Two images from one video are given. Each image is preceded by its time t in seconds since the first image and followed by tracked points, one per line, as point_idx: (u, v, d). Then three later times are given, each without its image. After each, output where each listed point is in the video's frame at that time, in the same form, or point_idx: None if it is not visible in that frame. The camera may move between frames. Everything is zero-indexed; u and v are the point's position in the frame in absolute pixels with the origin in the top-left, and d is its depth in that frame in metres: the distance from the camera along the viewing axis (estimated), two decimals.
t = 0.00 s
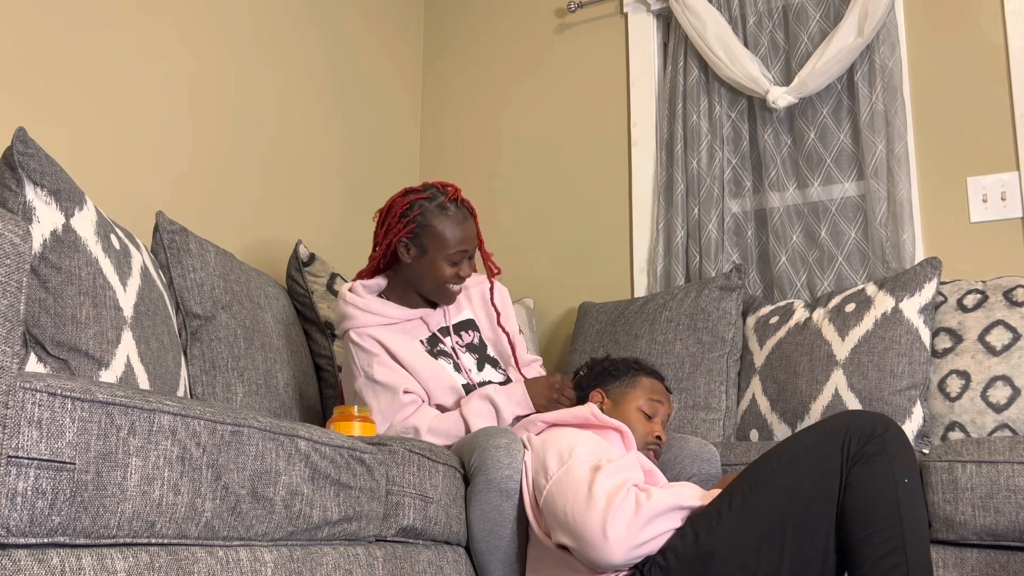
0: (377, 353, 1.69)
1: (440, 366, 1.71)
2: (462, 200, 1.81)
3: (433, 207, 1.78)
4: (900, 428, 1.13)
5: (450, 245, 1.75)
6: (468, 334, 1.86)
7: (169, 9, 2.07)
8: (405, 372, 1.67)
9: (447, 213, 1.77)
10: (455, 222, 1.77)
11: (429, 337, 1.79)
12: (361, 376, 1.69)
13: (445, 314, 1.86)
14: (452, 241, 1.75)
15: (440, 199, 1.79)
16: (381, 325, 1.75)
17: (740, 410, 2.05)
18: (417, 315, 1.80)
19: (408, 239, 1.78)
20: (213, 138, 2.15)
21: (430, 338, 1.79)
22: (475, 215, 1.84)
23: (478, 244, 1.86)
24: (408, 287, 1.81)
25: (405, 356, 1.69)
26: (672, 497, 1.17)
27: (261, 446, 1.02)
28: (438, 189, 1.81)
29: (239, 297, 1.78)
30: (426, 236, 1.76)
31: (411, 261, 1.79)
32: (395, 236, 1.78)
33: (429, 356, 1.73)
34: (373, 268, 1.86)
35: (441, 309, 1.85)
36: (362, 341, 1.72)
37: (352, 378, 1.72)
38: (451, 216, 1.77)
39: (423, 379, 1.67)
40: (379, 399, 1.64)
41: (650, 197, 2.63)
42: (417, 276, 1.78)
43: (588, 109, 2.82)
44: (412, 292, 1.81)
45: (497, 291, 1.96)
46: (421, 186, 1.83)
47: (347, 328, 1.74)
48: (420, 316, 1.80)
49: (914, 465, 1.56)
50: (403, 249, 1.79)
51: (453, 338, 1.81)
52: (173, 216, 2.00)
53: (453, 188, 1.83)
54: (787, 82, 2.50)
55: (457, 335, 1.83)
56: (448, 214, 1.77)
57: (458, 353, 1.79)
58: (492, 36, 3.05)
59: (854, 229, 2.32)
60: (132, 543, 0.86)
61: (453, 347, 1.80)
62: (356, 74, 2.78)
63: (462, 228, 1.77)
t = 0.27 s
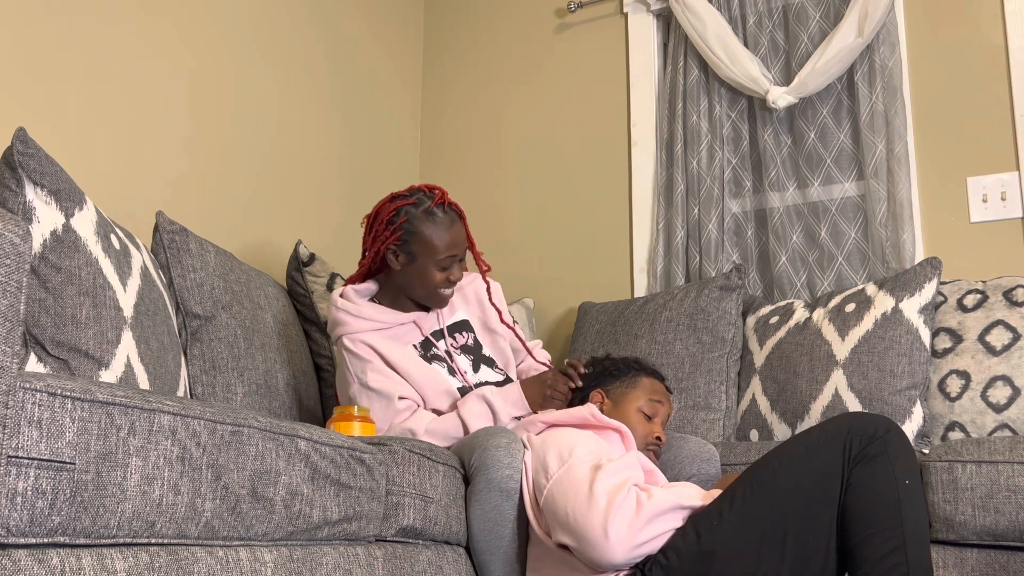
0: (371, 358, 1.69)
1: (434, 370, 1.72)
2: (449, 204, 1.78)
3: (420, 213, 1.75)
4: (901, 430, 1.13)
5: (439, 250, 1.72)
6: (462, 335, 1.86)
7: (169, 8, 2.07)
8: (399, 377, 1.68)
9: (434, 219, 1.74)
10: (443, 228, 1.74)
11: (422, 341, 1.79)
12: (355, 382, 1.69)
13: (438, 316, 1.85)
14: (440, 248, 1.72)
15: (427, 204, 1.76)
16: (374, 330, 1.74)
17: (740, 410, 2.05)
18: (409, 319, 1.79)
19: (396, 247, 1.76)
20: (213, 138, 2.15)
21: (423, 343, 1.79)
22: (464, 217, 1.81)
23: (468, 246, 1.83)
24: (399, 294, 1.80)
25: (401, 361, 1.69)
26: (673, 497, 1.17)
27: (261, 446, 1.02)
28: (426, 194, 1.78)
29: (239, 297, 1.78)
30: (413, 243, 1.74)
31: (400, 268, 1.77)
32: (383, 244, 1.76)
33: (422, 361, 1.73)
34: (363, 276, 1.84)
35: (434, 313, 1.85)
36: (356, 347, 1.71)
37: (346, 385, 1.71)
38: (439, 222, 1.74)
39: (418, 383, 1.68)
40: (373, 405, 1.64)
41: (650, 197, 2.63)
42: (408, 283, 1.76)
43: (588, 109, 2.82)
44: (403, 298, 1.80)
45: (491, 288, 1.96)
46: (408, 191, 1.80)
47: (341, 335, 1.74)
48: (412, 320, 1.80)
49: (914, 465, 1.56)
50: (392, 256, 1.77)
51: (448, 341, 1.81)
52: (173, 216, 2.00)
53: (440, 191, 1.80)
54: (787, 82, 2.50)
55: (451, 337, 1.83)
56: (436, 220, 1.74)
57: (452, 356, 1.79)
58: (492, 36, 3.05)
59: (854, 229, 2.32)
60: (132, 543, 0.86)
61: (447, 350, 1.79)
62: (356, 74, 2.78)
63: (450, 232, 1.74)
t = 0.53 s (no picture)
0: (370, 362, 1.70)
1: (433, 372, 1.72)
2: (444, 204, 1.75)
3: (414, 215, 1.73)
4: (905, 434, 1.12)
5: (434, 252, 1.70)
6: (461, 335, 1.84)
7: (169, 8, 2.07)
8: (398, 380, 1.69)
9: (427, 222, 1.72)
10: (437, 230, 1.72)
11: (420, 342, 1.78)
12: (355, 386, 1.70)
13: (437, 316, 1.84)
14: (434, 252, 1.70)
15: (421, 206, 1.74)
16: (373, 333, 1.75)
17: (740, 410, 2.05)
18: (408, 320, 1.79)
19: (391, 250, 1.75)
20: (213, 138, 2.15)
21: (422, 343, 1.78)
22: (460, 216, 1.78)
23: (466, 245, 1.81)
24: (397, 296, 1.79)
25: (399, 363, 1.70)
26: (674, 496, 1.17)
27: (261, 446, 1.02)
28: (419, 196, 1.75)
29: (239, 297, 1.78)
30: (408, 247, 1.72)
31: (396, 271, 1.76)
32: (379, 247, 1.75)
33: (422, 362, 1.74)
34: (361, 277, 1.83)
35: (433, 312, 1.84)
36: (355, 351, 1.73)
37: (346, 388, 1.73)
38: (433, 224, 1.72)
39: (416, 386, 1.68)
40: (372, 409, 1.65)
41: (650, 197, 2.63)
42: (405, 285, 1.75)
43: (588, 109, 2.81)
44: (401, 299, 1.79)
45: (486, 288, 1.95)
46: (402, 192, 1.78)
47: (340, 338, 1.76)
48: (411, 321, 1.79)
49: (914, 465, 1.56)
50: (388, 259, 1.76)
51: (446, 341, 1.80)
52: (173, 216, 2.00)
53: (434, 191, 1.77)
54: (787, 82, 2.50)
55: (449, 338, 1.81)
56: (430, 222, 1.72)
57: (451, 358, 1.77)
58: (492, 36, 3.05)
59: (854, 229, 2.32)
60: (132, 543, 0.86)
61: (445, 351, 1.78)
62: (356, 74, 2.78)
63: (446, 233, 1.72)
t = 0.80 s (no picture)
0: (371, 363, 1.70)
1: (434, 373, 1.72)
2: (445, 204, 1.74)
3: (415, 217, 1.72)
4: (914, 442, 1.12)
5: (436, 255, 1.69)
6: (462, 336, 1.84)
7: (169, 8, 2.07)
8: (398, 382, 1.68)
9: (428, 223, 1.70)
10: (439, 232, 1.70)
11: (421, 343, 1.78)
12: (356, 387, 1.70)
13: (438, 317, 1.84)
14: (436, 253, 1.69)
15: (422, 207, 1.72)
16: (373, 334, 1.75)
17: (740, 409, 2.05)
18: (409, 321, 1.78)
19: (392, 251, 1.74)
20: (213, 138, 2.15)
21: (423, 344, 1.78)
22: (462, 217, 1.77)
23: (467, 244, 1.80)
24: (399, 297, 1.79)
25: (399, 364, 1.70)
26: (679, 493, 1.17)
27: (261, 446, 1.02)
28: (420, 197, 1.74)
29: (239, 297, 1.78)
30: (409, 248, 1.71)
31: (398, 272, 1.75)
32: (380, 249, 1.73)
33: (422, 363, 1.73)
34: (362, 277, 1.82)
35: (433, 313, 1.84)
36: (355, 353, 1.73)
37: (347, 389, 1.73)
38: (434, 226, 1.70)
39: (417, 388, 1.68)
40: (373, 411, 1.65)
41: (650, 197, 2.63)
42: (407, 287, 1.74)
43: (588, 109, 2.82)
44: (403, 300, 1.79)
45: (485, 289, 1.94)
46: (403, 192, 1.76)
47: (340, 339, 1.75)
48: (412, 321, 1.79)
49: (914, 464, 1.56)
50: (389, 261, 1.75)
51: (447, 343, 1.80)
52: (173, 216, 2.00)
53: (435, 192, 1.75)
54: (787, 82, 2.50)
55: (450, 339, 1.82)
56: (431, 224, 1.70)
57: (452, 359, 1.78)
58: (492, 36, 3.05)
59: (854, 229, 2.32)
60: (132, 543, 0.86)
61: (446, 352, 1.78)
62: (356, 74, 2.78)
63: (448, 235, 1.70)
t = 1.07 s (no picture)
0: (373, 363, 1.70)
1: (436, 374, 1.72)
2: (446, 206, 1.72)
3: (415, 220, 1.71)
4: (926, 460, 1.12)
5: (438, 258, 1.68)
6: (465, 336, 1.84)
7: (169, 8, 2.07)
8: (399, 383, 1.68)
9: (428, 227, 1.69)
10: (439, 235, 1.69)
11: (424, 343, 1.78)
12: (357, 387, 1.71)
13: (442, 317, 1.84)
14: (436, 257, 1.68)
15: (422, 210, 1.71)
16: (375, 334, 1.75)
17: (740, 409, 2.05)
18: (411, 321, 1.79)
19: (394, 255, 1.73)
20: (213, 138, 2.15)
21: (425, 344, 1.78)
22: (462, 218, 1.75)
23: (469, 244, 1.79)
24: (403, 299, 1.79)
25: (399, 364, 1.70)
26: (692, 487, 1.17)
27: (261, 446, 1.02)
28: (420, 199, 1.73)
29: (239, 297, 1.78)
30: (410, 253, 1.71)
31: (401, 275, 1.75)
32: (382, 252, 1.73)
33: (424, 363, 1.74)
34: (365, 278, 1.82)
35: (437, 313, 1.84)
36: (357, 353, 1.73)
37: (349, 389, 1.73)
38: (434, 229, 1.69)
39: (418, 389, 1.68)
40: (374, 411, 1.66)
41: (650, 197, 2.63)
42: (410, 289, 1.74)
43: (588, 109, 2.82)
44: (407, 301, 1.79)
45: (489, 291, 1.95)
46: (403, 195, 1.75)
47: (342, 339, 1.76)
48: (415, 321, 1.79)
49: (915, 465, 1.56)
50: (392, 264, 1.75)
51: (450, 342, 1.80)
52: (173, 216, 2.00)
53: (435, 193, 1.74)
54: (787, 82, 2.50)
55: (452, 339, 1.81)
56: (431, 227, 1.69)
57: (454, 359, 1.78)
58: (492, 36, 3.05)
59: (854, 229, 2.32)
60: (132, 543, 0.86)
61: (449, 352, 1.78)
62: (356, 74, 2.78)
63: (449, 237, 1.69)
